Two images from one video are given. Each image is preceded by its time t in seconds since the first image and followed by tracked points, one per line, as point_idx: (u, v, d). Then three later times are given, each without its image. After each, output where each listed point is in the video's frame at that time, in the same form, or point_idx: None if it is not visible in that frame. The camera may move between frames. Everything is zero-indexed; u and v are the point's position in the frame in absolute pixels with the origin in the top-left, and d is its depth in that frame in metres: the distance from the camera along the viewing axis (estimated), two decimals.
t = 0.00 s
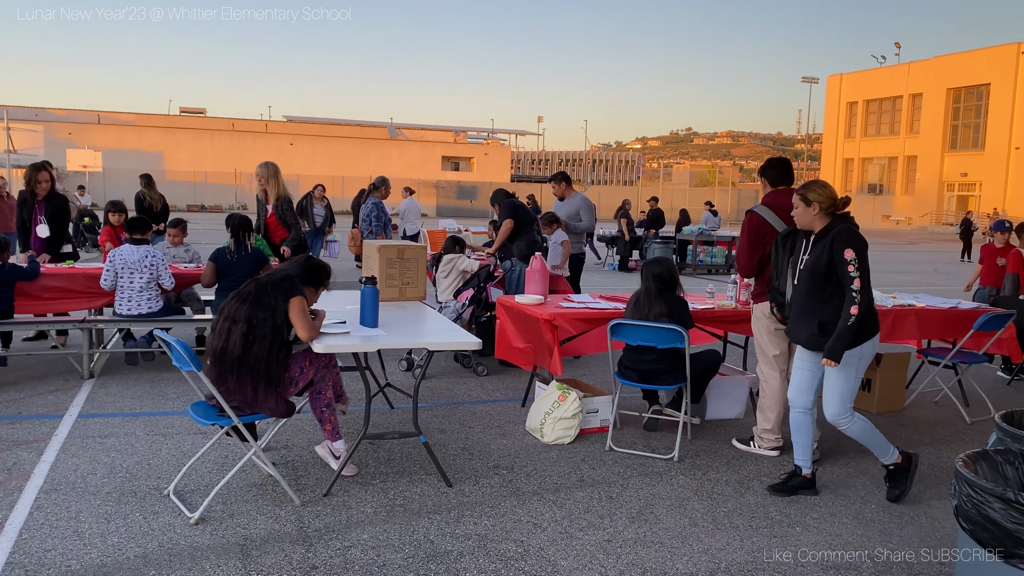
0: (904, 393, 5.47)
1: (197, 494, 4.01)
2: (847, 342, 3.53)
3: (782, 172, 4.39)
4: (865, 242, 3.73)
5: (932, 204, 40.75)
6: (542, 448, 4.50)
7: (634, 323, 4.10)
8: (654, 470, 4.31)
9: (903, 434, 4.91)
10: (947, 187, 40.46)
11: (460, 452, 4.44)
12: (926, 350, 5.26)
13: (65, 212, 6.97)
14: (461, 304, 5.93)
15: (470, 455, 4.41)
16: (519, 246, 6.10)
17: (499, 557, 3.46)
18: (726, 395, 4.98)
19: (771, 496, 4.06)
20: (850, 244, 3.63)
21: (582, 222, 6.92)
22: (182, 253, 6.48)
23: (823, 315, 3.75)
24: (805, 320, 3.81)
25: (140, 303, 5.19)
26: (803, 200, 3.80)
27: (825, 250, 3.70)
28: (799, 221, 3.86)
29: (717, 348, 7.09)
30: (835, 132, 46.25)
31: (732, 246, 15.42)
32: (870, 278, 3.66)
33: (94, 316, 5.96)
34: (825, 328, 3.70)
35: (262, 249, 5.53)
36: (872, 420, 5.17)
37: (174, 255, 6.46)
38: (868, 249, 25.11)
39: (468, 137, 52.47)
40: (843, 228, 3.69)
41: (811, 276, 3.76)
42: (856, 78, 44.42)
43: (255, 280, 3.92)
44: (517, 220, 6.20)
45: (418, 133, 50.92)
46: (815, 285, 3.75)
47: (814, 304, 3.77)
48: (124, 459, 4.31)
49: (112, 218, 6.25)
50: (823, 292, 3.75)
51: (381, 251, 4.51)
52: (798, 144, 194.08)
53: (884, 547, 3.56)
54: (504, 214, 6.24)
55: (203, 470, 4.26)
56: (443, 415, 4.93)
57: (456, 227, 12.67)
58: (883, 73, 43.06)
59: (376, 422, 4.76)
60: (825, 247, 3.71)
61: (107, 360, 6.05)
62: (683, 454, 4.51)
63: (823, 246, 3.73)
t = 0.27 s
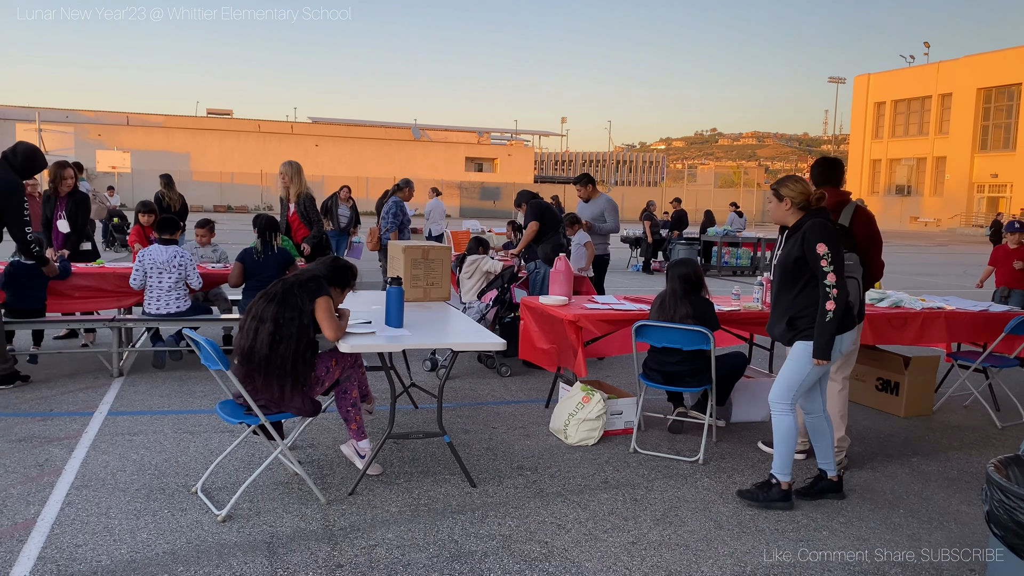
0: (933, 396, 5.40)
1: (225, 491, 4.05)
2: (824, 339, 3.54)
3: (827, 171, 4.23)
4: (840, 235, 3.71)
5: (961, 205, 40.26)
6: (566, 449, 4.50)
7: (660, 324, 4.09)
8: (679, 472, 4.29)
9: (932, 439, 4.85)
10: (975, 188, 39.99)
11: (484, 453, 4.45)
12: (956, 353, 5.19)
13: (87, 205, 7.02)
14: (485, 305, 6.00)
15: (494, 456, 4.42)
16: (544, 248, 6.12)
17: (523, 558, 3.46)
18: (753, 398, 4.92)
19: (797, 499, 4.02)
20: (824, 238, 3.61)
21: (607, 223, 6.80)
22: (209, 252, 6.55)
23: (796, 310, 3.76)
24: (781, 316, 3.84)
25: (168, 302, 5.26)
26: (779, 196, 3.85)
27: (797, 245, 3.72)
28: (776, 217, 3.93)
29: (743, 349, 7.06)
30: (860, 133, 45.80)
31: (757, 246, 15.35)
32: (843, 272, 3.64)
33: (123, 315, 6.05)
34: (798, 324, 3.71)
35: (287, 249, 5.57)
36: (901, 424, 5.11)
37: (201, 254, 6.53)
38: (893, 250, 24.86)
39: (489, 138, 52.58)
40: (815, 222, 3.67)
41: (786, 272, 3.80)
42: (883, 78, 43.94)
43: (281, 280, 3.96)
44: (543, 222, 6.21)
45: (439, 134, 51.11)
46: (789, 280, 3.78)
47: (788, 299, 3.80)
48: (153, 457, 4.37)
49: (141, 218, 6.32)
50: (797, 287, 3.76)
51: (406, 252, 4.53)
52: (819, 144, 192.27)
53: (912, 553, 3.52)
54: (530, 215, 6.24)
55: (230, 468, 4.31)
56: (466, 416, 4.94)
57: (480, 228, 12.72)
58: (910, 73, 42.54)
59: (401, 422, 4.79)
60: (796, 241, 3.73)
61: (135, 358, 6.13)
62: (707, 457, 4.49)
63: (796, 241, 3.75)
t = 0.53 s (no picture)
0: (962, 401, 5.33)
1: (252, 489, 4.10)
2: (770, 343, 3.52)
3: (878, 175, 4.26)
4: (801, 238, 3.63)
5: (993, 206, 39.69)
6: (591, 451, 4.50)
7: (684, 326, 4.08)
8: (704, 475, 4.28)
9: (962, 444, 4.79)
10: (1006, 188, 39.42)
11: (508, 454, 4.46)
12: (986, 357, 5.12)
13: (111, 205, 7.10)
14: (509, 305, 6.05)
15: (518, 457, 4.43)
16: (569, 251, 6.09)
17: (547, 559, 3.46)
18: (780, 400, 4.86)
19: (824, 504, 3.99)
20: (778, 242, 3.56)
21: (632, 225, 6.86)
22: (237, 253, 6.63)
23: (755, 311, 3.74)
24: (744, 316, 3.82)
25: (197, 302, 5.31)
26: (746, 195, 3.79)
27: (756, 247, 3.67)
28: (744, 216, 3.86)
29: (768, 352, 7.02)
30: (887, 133, 45.26)
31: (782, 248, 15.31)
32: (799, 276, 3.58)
33: (152, 314, 6.14)
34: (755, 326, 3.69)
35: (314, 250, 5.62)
36: (929, 428, 5.06)
37: (229, 255, 6.60)
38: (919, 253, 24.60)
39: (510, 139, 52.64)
40: (776, 225, 3.61)
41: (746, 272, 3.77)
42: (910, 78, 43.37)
43: (309, 280, 4.00)
44: (569, 224, 6.13)
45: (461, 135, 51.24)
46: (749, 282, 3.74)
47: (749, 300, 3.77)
48: (182, 455, 4.43)
49: (170, 219, 6.40)
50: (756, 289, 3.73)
51: (431, 253, 4.55)
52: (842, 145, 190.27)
53: (942, 558, 3.47)
54: (555, 217, 6.17)
55: (258, 467, 4.35)
56: (491, 417, 4.96)
57: (504, 229, 12.75)
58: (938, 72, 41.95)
59: (425, 422, 4.82)
60: (756, 243, 3.68)
61: (163, 357, 6.22)
62: (733, 460, 4.47)
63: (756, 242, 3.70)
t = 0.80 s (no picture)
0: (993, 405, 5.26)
1: (279, 488, 4.13)
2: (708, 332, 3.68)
3: (910, 175, 4.19)
4: (761, 234, 3.65)
5: None
6: (615, 453, 4.50)
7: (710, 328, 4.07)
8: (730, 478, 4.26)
9: (992, 449, 4.73)
10: None
11: (532, 455, 4.47)
12: (1018, 360, 5.04)
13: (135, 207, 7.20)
14: (533, 307, 6.09)
15: (542, 458, 4.44)
16: (592, 256, 6.04)
17: (571, 560, 3.46)
18: (806, 404, 4.82)
19: (851, 508, 3.95)
20: (732, 236, 3.66)
21: (659, 228, 6.86)
22: (264, 254, 6.69)
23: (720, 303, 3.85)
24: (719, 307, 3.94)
25: (224, 302, 5.38)
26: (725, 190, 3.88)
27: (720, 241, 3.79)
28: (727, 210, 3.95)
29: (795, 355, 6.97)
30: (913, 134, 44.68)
31: (808, 250, 15.21)
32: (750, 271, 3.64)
33: (180, 314, 6.22)
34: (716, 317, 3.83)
35: (339, 250, 5.66)
36: (959, 432, 5.00)
37: (256, 256, 6.68)
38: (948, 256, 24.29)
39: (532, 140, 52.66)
40: (737, 220, 3.68)
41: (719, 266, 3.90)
42: (937, 78, 42.79)
43: (336, 281, 4.03)
44: (593, 227, 6.07)
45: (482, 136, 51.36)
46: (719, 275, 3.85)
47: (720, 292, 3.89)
48: (210, 453, 4.48)
49: (199, 220, 6.48)
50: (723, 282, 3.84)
51: (456, 253, 4.57)
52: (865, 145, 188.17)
53: (973, 565, 3.42)
54: (581, 220, 6.12)
55: (284, 465, 4.40)
56: (515, 418, 4.97)
57: (528, 231, 12.77)
58: (966, 72, 41.33)
59: (450, 422, 4.84)
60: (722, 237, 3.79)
61: (191, 357, 6.30)
62: (758, 464, 4.45)
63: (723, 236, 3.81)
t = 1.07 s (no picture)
0: None
1: (305, 487, 4.17)
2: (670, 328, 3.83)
3: (928, 174, 4.15)
4: (717, 234, 3.78)
5: None
6: (640, 456, 4.50)
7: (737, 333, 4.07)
8: (756, 482, 4.24)
9: None
10: None
11: (557, 457, 4.48)
12: None
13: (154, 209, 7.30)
14: (557, 308, 6.13)
15: (567, 460, 4.44)
16: (615, 258, 5.87)
17: (596, 562, 3.46)
18: (832, 407, 4.83)
19: (880, 513, 3.92)
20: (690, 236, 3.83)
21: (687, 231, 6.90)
22: (291, 255, 6.76)
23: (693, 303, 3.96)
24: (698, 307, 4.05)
25: (252, 302, 5.44)
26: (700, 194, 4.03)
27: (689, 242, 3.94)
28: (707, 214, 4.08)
29: (822, 358, 6.90)
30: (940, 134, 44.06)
31: (836, 253, 15.06)
32: (704, 268, 3.77)
33: (208, 315, 6.30)
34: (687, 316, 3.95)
35: (365, 251, 5.70)
36: (989, 438, 4.93)
37: (283, 257, 6.75)
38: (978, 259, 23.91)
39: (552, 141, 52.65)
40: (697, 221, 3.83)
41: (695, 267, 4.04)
42: (965, 77, 42.16)
43: (362, 282, 4.06)
44: (618, 228, 5.96)
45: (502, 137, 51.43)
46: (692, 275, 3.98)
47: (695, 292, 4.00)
48: (237, 452, 4.54)
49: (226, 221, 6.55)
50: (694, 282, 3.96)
51: (481, 255, 4.59)
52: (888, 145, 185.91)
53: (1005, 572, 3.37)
54: (607, 220, 6.00)
55: (311, 465, 4.44)
56: (539, 420, 4.99)
57: (551, 233, 12.78)
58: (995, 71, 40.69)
59: (475, 424, 4.87)
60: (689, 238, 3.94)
61: (218, 357, 6.39)
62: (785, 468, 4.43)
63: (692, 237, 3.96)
